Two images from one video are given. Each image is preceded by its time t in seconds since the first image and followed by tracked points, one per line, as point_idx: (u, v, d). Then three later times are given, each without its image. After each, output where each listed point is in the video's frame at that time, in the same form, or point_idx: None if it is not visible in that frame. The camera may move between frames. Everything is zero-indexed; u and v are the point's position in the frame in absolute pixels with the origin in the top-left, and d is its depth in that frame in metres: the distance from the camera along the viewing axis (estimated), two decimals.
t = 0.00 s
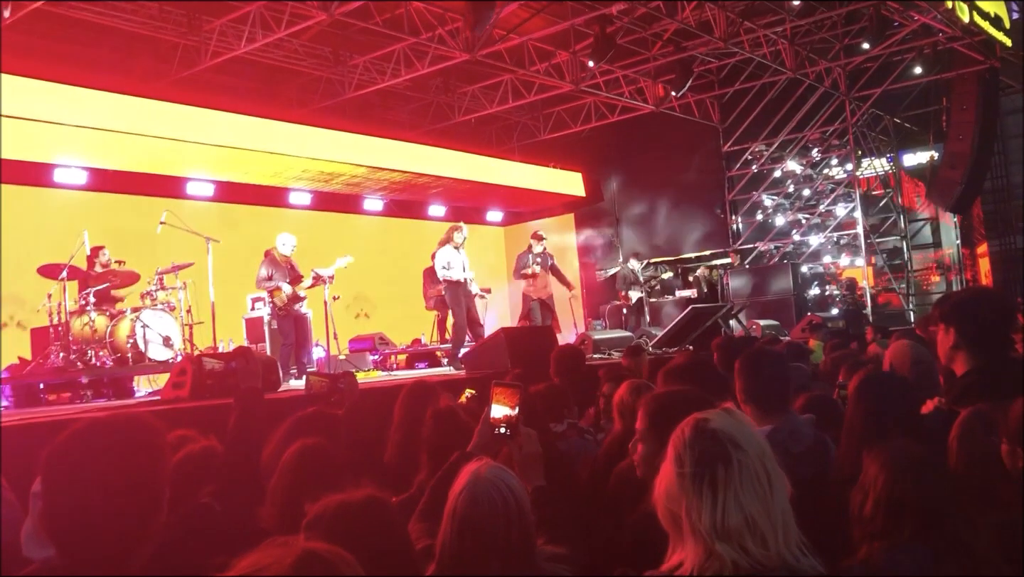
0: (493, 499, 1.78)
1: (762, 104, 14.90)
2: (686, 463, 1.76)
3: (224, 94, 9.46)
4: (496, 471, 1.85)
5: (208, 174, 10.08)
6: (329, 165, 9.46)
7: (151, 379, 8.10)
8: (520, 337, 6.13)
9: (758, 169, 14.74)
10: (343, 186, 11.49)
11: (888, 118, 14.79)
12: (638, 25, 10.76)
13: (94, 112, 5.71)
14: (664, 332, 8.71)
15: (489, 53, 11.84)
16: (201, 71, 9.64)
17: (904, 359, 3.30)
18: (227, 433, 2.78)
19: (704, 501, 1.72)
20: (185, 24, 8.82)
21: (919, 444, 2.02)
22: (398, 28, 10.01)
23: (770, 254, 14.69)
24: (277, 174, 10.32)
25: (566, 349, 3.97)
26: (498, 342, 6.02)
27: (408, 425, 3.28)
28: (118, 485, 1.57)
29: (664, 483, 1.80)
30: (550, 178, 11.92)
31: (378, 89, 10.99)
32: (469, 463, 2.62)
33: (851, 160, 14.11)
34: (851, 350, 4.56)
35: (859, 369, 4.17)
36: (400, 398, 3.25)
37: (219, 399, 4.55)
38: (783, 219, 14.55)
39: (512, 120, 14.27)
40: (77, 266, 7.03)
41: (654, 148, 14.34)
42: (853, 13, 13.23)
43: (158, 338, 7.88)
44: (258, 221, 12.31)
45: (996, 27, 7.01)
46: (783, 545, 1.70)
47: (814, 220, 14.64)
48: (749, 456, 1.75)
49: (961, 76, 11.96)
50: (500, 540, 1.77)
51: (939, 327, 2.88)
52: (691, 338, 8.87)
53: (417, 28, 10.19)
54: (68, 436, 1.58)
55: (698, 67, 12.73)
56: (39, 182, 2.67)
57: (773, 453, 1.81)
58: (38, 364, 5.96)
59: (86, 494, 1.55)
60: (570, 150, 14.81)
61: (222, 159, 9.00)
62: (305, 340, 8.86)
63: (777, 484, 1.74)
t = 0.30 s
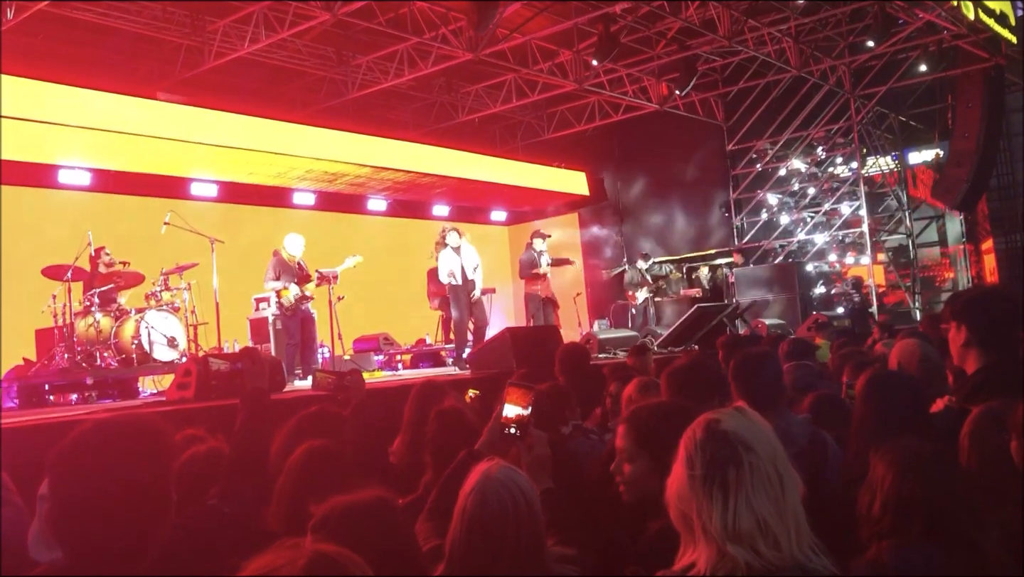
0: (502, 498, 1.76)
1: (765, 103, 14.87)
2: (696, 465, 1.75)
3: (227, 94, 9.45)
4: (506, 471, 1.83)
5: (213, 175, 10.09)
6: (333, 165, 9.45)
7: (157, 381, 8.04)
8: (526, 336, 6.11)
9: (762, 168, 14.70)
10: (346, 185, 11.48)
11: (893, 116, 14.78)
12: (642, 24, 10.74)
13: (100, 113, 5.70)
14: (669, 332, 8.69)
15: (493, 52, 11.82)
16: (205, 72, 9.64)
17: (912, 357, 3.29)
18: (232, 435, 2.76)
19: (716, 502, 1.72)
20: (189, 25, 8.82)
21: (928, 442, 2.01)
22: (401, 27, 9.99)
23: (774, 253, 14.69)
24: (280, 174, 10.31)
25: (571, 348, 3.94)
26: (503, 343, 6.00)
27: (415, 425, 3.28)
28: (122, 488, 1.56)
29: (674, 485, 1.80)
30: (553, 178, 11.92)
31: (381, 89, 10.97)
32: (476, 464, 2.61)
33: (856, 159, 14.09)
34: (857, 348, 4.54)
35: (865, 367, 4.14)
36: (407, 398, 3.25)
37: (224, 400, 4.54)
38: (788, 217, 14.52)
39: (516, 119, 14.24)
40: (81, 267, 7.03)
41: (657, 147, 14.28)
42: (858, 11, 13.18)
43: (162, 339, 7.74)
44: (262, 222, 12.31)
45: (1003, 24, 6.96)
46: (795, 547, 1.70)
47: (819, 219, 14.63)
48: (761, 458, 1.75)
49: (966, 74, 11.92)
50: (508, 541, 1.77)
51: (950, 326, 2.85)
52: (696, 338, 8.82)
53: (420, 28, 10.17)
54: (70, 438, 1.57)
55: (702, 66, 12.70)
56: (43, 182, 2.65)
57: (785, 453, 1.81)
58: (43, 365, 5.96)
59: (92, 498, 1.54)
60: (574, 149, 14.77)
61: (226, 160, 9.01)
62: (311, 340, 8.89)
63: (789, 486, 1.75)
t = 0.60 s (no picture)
0: (515, 498, 1.75)
1: (768, 105, 14.86)
2: (706, 469, 1.78)
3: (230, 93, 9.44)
4: (520, 472, 1.84)
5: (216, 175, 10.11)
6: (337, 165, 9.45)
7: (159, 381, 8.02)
8: (528, 337, 6.10)
9: (764, 170, 14.63)
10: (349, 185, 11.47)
11: (896, 119, 14.79)
12: (645, 25, 10.74)
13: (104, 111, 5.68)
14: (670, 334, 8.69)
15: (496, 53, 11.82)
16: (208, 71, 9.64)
17: (917, 359, 3.28)
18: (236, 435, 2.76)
19: (724, 508, 1.73)
20: (192, 24, 8.82)
21: (934, 447, 2.00)
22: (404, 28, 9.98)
23: (775, 255, 14.69)
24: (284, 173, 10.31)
25: (573, 349, 3.93)
26: (505, 343, 5.98)
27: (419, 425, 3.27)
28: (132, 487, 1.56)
29: (686, 490, 1.82)
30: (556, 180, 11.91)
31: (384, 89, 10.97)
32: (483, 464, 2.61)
33: (858, 162, 14.08)
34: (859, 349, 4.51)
35: (869, 372, 4.12)
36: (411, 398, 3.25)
37: (227, 399, 4.54)
38: (790, 220, 14.51)
39: (518, 120, 14.21)
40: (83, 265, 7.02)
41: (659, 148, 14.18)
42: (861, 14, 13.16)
43: (163, 338, 7.71)
44: (264, 221, 12.30)
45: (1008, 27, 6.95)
46: (804, 554, 1.69)
47: (821, 221, 14.63)
48: (771, 464, 1.74)
49: (970, 77, 11.90)
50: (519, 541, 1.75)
51: (955, 329, 2.84)
52: (697, 340, 8.80)
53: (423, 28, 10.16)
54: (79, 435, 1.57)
55: (705, 68, 12.70)
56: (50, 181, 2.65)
57: (798, 459, 1.80)
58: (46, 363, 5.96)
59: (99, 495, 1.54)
60: (576, 150, 14.77)
61: (232, 160, 9.04)
62: (314, 339, 8.87)
63: (800, 492, 1.74)
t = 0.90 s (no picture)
0: (519, 497, 1.75)
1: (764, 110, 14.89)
2: (709, 474, 1.77)
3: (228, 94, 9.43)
4: (526, 474, 1.83)
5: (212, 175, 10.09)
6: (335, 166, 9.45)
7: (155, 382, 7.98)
8: (525, 340, 6.10)
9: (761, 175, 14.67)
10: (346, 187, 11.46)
11: (892, 124, 14.83)
12: (643, 30, 10.75)
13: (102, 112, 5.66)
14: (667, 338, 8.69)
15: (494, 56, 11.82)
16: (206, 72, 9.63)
17: (914, 363, 3.28)
18: (232, 437, 2.75)
19: (727, 514, 1.73)
20: (190, 24, 8.81)
21: (934, 454, 2.00)
22: (403, 31, 9.99)
23: (772, 259, 14.73)
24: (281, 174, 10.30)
25: (570, 353, 3.93)
26: (502, 346, 5.97)
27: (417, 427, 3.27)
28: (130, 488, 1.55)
29: (688, 494, 1.81)
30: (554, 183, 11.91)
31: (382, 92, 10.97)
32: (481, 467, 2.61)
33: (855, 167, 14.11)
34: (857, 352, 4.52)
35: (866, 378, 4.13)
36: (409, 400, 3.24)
37: (223, 400, 4.52)
38: (787, 225, 14.55)
39: (516, 123, 14.20)
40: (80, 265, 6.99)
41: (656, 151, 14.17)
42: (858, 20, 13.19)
43: (158, 338, 7.56)
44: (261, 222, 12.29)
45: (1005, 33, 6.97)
46: (806, 559, 1.70)
47: (817, 226, 14.66)
48: (774, 469, 1.74)
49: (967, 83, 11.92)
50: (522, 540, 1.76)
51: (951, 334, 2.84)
52: (694, 344, 8.80)
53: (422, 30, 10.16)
54: (76, 437, 1.57)
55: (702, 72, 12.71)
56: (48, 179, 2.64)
57: (801, 463, 1.80)
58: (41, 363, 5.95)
59: (97, 496, 1.54)
60: (574, 154, 14.77)
61: (228, 160, 9.01)
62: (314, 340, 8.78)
63: (803, 497, 1.74)
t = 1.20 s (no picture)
0: (508, 500, 1.79)
1: (756, 113, 15.00)
2: (703, 474, 1.77)
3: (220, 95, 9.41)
4: (514, 475, 1.87)
5: (203, 176, 10.05)
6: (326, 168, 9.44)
7: (146, 382, 7.95)
8: (517, 342, 6.10)
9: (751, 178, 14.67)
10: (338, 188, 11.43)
11: (883, 128, 14.96)
12: (635, 32, 10.79)
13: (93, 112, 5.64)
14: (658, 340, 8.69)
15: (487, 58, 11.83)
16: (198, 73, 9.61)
17: (905, 365, 3.29)
18: (221, 441, 2.73)
19: (721, 514, 1.73)
20: (181, 24, 8.78)
21: (924, 457, 2.01)
22: (396, 32, 9.97)
23: (764, 261, 14.81)
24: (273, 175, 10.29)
25: (562, 354, 3.93)
26: (495, 348, 5.98)
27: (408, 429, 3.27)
28: (116, 494, 1.55)
29: (680, 495, 1.80)
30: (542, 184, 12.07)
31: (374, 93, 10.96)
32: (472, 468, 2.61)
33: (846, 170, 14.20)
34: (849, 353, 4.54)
35: (857, 380, 4.15)
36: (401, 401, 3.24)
37: (214, 401, 4.52)
38: (780, 227, 14.62)
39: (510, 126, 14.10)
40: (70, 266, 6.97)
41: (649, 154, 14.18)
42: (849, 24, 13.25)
43: (150, 339, 7.54)
44: (253, 223, 12.26)
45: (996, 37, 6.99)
46: (799, 560, 1.70)
47: (809, 229, 14.73)
48: (768, 470, 1.75)
49: (958, 87, 11.98)
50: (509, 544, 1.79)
51: (940, 337, 2.86)
52: (686, 347, 8.79)
53: (415, 31, 10.15)
54: (63, 442, 1.57)
55: (695, 75, 12.75)
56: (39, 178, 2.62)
57: (793, 466, 1.81)
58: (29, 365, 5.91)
59: (83, 501, 1.54)
60: (566, 156, 14.79)
61: (219, 160, 8.97)
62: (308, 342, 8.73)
63: (796, 498, 1.75)
